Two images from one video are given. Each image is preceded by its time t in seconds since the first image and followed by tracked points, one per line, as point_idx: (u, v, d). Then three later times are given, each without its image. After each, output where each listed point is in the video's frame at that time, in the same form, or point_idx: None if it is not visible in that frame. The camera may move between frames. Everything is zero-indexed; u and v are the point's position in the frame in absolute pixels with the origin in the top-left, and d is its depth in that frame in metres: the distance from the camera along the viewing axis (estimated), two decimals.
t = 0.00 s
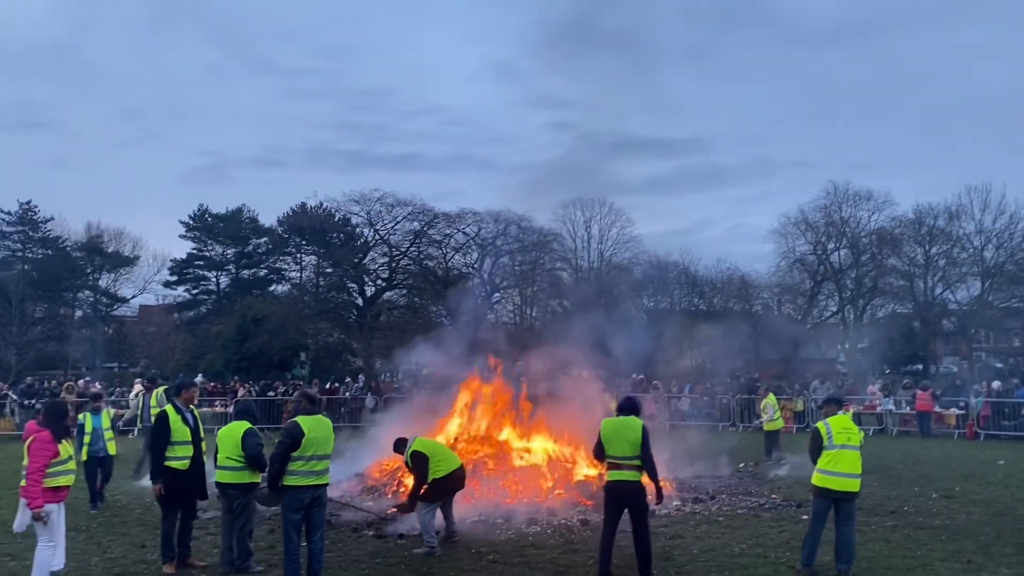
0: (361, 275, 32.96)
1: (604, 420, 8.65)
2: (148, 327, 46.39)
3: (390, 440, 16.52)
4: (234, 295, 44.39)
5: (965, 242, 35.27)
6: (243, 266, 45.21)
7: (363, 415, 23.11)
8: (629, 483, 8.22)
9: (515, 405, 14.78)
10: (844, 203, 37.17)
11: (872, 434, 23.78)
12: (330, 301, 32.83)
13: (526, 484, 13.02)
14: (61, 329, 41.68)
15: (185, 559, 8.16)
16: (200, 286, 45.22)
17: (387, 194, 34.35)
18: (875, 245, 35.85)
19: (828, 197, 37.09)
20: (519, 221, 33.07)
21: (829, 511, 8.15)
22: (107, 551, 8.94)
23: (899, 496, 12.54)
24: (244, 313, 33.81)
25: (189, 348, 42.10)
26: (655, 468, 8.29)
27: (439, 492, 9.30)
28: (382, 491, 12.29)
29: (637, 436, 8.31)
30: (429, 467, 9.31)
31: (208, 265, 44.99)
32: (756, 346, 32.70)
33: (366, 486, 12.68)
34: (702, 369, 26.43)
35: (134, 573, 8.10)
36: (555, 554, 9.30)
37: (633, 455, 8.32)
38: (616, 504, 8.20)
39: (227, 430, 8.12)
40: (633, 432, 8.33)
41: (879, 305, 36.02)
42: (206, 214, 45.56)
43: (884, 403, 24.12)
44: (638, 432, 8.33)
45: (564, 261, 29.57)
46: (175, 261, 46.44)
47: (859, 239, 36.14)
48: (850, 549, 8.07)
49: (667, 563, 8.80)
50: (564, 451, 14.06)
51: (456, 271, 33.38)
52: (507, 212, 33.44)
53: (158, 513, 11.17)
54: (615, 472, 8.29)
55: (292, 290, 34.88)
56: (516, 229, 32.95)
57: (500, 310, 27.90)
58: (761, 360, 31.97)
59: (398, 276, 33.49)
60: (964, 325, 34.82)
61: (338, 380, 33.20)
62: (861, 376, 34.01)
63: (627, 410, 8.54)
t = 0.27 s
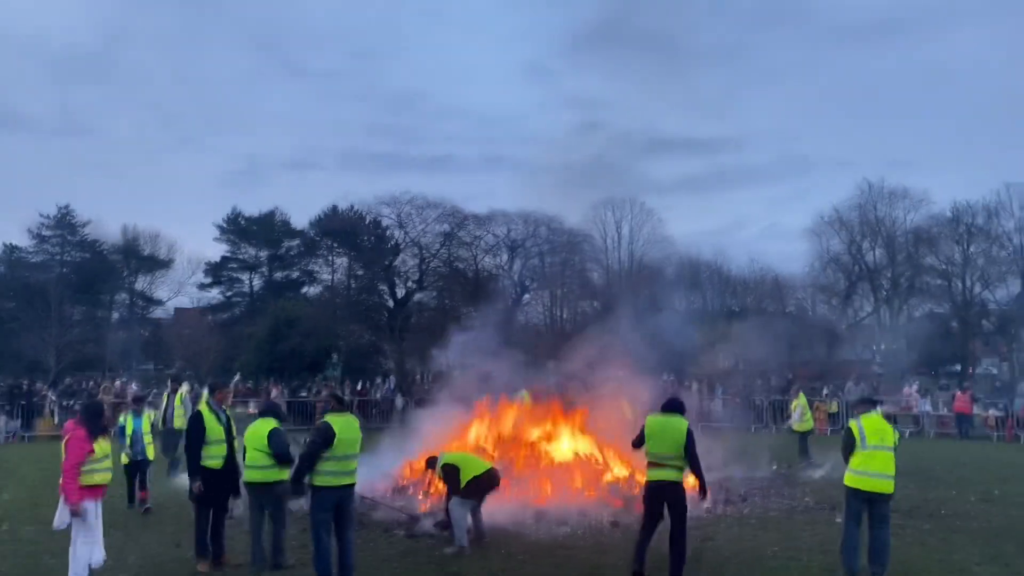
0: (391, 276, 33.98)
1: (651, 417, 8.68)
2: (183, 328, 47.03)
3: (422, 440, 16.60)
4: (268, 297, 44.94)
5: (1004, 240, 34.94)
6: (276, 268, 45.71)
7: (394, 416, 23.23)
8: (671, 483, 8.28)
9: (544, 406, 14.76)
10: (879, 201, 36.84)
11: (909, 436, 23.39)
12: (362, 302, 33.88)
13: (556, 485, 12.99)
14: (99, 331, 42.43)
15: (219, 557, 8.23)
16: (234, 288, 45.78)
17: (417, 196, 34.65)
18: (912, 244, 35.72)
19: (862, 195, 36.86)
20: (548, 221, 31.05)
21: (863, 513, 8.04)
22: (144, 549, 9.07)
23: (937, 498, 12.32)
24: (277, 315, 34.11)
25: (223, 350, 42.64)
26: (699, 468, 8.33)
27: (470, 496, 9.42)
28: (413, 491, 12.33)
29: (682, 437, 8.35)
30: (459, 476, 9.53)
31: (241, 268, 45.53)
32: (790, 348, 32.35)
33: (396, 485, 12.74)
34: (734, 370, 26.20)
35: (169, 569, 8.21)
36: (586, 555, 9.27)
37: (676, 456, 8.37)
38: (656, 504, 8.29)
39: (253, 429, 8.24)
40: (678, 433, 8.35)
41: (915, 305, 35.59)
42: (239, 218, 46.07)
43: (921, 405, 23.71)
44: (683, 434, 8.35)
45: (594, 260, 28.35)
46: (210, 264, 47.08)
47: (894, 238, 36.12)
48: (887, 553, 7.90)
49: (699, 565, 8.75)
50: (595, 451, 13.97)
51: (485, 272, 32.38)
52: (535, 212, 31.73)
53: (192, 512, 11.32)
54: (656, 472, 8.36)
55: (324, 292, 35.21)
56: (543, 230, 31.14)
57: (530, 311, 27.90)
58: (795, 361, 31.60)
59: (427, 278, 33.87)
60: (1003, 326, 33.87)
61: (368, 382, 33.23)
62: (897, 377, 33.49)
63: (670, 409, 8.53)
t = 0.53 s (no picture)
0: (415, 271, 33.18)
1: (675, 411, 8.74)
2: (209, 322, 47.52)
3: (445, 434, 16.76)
4: (291, 291, 45.32)
5: None
6: (299, 262, 45.90)
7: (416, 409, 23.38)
8: (697, 475, 8.31)
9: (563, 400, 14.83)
10: (905, 193, 35.78)
11: (934, 429, 23.16)
12: (384, 297, 33.17)
13: (577, 477, 13.04)
14: (127, 325, 43.04)
15: (243, 547, 8.37)
16: (258, 282, 46.16)
17: (439, 190, 34.44)
18: (937, 237, 34.56)
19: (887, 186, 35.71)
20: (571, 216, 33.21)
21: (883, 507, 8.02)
22: (171, 540, 9.23)
23: (960, 491, 12.23)
24: (301, 308, 34.68)
25: (248, 343, 43.08)
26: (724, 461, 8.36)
27: (491, 490, 9.40)
28: (434, 483, 12.44)
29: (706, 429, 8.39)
30: (479, 469, 9.49)
31: (265, 262, 45.92)
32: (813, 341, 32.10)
33: (419, 478, 12.87)
34: (757, 363, 26.02)
35: (195, 560, 8.35)
36: (607, 547, 9.31)
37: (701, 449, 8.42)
38: (682, 496, 8.36)
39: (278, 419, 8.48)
40: (702, 426, 8.40)
41: (941, 298, 35.03)
42: (263, 212, 46.57)
43: (946, 397, 23.45)
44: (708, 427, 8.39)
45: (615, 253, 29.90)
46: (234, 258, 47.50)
47: (920, 231, 34.90)
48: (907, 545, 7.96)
49: (719, 557, 8.77)
50: (617, 444, 14.00)
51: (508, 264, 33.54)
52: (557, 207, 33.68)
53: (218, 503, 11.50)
54: (679, 464, 8.43)
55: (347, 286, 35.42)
56: (567, 224, 33.20)
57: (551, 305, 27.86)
58: (819, 354, 31.36)
59: (450, 271, 33.47)
60: None
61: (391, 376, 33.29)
62: (921, 370, 33.12)
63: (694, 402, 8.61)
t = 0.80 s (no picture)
0: (434, 267, 33.21)
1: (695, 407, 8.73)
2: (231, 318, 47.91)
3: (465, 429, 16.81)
4: (312, 288, 45.56)
5: None
6: (320, 259, 46.30)
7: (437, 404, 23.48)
8: (719, 471, 8.30)
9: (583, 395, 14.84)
10: (927, 185, 35.71)
11: (958, 424, 22.91)
12: (404, 293, 33.24)
13: (597, 472, 13.01)
14: (150, 321, 43.52)
15: (267, 540, 8.44)
16: (279, 279, 46.47)
17: (458, 185, 34.47)
18: (961, 229, 34.52)
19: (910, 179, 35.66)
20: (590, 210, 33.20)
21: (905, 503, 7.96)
22: (195, 533, 9.34)
23: (985, 487, 12.10)
24: (322, 305, 35.98)
25: (270, 339, 43.41)
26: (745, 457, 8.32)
27: (512, 486, 9.40)
28: (455, 478, 12.49)
29: (726, 425, 8.36)
30: (500, 465, 9.54)
31: (287, 259, 46.21)
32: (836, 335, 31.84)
33: (439, 474, 12.90)
34: (778, 358, 25.86)
35: (220, 553, 8.44)
36: (628, 542, 9.32)
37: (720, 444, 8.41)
38: (705, 493, 8.33)
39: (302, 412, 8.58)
40: (722, 421, 8.38)
41: (965, 291, 34.83)
42: (284, 209, 46.74)
43: (971, 392, 23.17)
44: (727, 422, 8.36)
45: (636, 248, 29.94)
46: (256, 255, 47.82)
47: (944, 224, 34.76)
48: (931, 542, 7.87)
49: (741, 552, 8.74)
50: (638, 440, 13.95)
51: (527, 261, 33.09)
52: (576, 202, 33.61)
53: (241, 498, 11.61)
54: (701, 459, 8.44)
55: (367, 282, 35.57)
56: (586, 219, 33.27)
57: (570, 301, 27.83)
58: (841, 348, 31.12)
59: (470, 267, 33.42)
60: None
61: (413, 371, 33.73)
62: (946, 365, 32.75)
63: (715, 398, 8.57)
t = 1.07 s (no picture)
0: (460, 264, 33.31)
1: (723, 406, 8.68)
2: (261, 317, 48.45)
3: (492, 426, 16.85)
4: (340, 286, 45.91)
5: None
6: (348, 258, 46.54)
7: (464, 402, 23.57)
8: (747, 469, 8.25)
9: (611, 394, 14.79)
10: (960, 180, 35.18)
11: (993, 423, 22.53)
12: (431, 291, 33.49)
13: (626, 471, 12.98)
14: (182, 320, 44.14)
15: (298, 538, 8.50)
16: (308, 278, 46.86)
17: (484, 184, 34.48)
18: (997, 223, 33.93)
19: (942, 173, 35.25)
20: (616, 207, 33.05)
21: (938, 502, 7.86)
22: (229, 530, 9.46)
23: (1020, 486, 11.90)
24: (351, 304, 36.45)
25: (299, 338, 43.82)
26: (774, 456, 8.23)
27: (541, 485, 9.40)
28: (483, 476, 12.51)
29: (752, 423, 8.30)
30: (528, 465, 9.55)
31: (315, 258, 46.56)
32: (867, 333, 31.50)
33: (468, 471, 12.93)
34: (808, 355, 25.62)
35: (252, 550, 8.54)
36: (658, 540, 9.28)
37: (748, 441, 8.35)
38: (734, 492, 8.28)
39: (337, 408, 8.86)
40: (749, 419, 8.32)
41: (1000, 287, 34.26)
42: (313, 209, 47.18)
43: (1006, 389, 22.76)
44: (754, 420, 8.30)
45: (665, 245, 29.60)
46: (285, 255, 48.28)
47: (978, 218, 34.27)
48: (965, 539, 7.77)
49: (772, 551, 8.68)
50: (668, 439, 13.86)
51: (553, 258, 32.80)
52: (603, 199, 33.33)
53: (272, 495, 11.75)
54: (730, 458, 8.40)
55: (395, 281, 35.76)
56: (612, 216, 33.06)
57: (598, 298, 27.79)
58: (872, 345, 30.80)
59: (496, 265, 33.41)
60: None
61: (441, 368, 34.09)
62: (980, 362, 32.25)
63: (742, 396, 8.50)
